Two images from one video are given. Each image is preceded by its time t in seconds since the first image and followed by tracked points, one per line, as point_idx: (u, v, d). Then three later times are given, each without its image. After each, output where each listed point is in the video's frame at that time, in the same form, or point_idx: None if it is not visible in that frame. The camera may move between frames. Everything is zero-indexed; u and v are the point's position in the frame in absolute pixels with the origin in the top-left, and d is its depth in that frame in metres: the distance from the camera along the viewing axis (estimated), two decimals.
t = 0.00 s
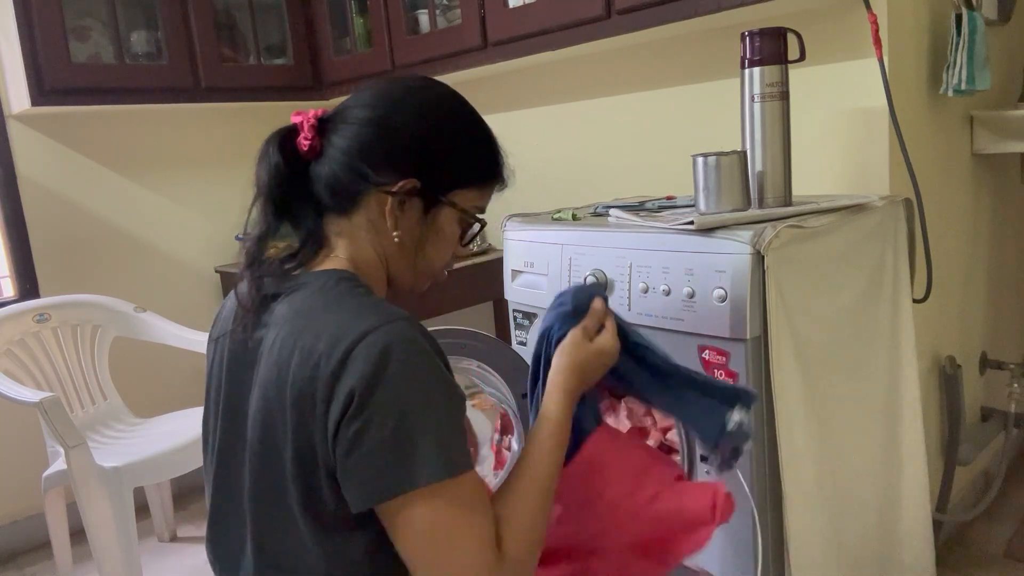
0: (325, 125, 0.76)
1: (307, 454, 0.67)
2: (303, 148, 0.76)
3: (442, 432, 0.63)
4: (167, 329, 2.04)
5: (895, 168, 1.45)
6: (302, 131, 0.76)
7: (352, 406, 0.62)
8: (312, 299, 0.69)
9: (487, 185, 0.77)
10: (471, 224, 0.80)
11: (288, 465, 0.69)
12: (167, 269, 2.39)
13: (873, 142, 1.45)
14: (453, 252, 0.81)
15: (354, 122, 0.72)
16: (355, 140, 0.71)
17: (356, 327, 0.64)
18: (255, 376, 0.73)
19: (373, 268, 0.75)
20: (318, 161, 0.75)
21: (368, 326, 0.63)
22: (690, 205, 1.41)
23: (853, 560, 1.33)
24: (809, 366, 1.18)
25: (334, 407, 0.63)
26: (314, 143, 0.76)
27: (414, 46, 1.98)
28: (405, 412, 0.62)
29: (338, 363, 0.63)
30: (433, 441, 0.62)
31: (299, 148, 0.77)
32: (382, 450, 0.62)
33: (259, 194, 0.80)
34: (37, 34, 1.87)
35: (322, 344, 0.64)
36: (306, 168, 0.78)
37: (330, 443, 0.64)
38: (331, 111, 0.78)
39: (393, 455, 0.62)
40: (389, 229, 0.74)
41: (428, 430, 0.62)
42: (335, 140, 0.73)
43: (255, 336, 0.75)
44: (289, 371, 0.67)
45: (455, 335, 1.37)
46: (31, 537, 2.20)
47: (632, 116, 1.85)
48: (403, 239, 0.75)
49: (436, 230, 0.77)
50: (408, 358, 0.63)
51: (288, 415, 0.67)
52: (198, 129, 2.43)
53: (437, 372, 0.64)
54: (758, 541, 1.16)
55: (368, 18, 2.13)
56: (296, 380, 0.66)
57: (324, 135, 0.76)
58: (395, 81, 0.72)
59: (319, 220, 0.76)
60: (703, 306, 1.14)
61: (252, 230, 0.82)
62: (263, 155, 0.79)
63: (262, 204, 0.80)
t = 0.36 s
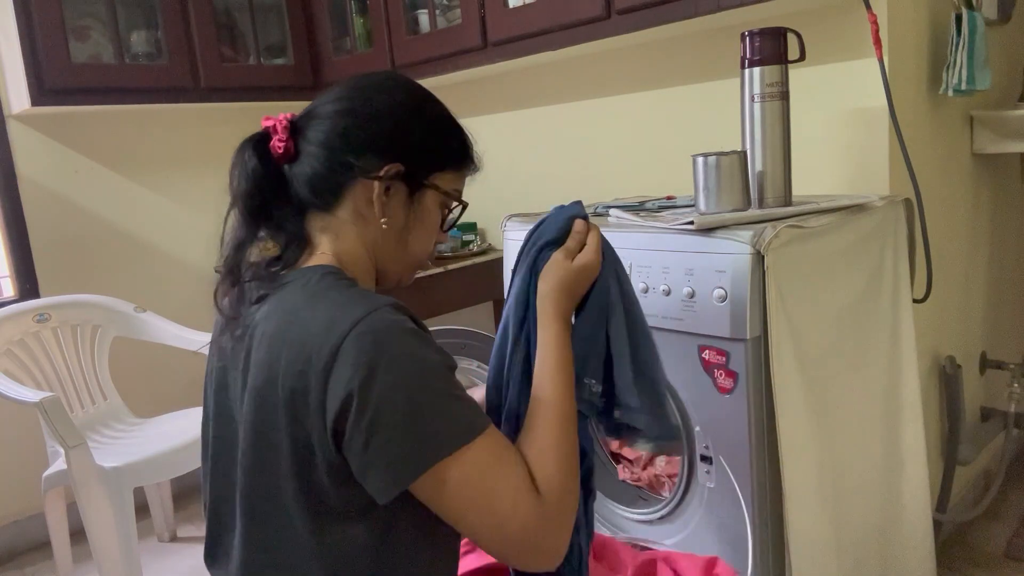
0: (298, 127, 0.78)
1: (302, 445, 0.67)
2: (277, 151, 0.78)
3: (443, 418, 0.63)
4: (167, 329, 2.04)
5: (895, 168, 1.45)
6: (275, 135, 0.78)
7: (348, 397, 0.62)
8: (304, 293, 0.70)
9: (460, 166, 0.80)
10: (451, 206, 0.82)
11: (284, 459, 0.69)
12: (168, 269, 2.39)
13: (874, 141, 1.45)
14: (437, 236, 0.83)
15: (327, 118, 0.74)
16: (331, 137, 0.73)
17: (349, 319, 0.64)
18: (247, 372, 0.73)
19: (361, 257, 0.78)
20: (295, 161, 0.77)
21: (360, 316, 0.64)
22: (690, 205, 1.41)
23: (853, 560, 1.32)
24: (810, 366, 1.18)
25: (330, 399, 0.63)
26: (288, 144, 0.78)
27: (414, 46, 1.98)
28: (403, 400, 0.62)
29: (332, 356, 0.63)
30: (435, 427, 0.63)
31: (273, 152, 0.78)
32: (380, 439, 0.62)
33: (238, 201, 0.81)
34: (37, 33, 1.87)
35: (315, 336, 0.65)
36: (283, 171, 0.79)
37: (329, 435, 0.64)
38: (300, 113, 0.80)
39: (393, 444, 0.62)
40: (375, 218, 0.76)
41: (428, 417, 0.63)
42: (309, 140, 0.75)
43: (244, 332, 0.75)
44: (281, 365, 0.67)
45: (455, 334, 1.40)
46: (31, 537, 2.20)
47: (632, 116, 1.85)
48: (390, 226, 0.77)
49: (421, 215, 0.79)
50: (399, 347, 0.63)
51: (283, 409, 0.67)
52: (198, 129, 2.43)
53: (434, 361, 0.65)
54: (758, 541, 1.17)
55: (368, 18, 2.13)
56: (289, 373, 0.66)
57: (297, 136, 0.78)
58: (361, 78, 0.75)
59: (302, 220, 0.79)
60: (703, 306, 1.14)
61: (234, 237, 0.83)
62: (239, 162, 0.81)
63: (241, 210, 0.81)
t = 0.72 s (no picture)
0: (298, 128, 0.78)
1: (305, 439, 0.67)
2: (278, 152, 0.78)
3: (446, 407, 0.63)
4: (166, 329, 2.04)
5: (895, 168, 1.45)
6: (276, 135, 0.78)
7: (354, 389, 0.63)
8: (305, 287, 0.70)
9: (458, 166, 0.81)
10: (450, 207, 0.83)
11: (286, 454, 0.69)
12: (168, 269, 2.39)
13: (874, 141, 1.45)
14: (437, 237, 0.83)
15: (328, 118, 0.75)
16: (333, 136, 0.74)
17: (353, 312, 0.65)
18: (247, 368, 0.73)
19: (363, 256, 0.77)
20: (296, 162, 0.78)
21: (361, 307, 0.65)
22: (690, 205, 1.41)
23: (853, 560, 1.32)
24: (810, 366, 1.18)
25: (336, 393, 0.64)
26: (288, 145, 0.78)
27: (414, 46, 1.98)
28: (406, 391, 0.62)
29: (337, 348, 0.64)
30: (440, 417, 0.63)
31: (274, 152, 0.78)
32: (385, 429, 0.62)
33: (237, 201, 0.82)
34: (37, 33, 1.87)
35: (316, 329, 0.65)
36: (283, 172, 0.80)
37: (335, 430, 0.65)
38: (300, 115, 0.80)
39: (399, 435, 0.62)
40: (379, 217, 0.76)
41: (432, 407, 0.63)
42: (311, 139, 0.76)
43: (246, 328, 0.75)
44: (282, 359, 0.67)
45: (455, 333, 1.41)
46: (31, 537, 2.20)
47: (632, 116, 1.85)
48: (392, 226, 0.77)
49: (423, 215, 0.79)
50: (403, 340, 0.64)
51: (285, 402, 0.67)
52: (198, 129, 2.43)
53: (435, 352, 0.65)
54: (757, 541, 1.16)
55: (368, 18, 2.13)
56: (291, 366, 0.66)
57: (298, 136, 0.78)
58: (362, 79, 0.75)
59: (303, 219, 0.79)
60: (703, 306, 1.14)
61: (235, 237, 0.83)
62: (240, 162, 0.81)
63: (240, 210, 0.81)
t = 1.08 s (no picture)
0: (291, 131, 0.78)
1: (300, 450, 0.68)
2: (272, 157, 0.78)
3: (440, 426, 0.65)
4: (166, 329, 2.04)
5: (895, 169, 1.45)
6: (269, 140, 0.78)
7: (348, 404, 0.63)
8: (303, 299, 0.71)
9: (448, 156, 0.82)
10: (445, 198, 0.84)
11: (283, 464, 0.70)
12: (168, 269, 2.39)
13: (874, 142, 1.45)
14: (434, 231, 0.84)
15: (322, 120, 0.75)
16: (330, 137, 0.74)
17: (348, 327, 0.66)
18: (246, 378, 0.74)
19: (367, 255, 0.78)
20: (292, 166, 0.77)
21: (361, 325, 0.65)
22: (690, 205, 1.41)
23: (853, 560, 1.32)
24: (810, 366, 1.18)
25: (330, 405, 0.64)
26: (283, 149, 0.77)
27: (414, 46, 1.98)
28: (401, 409, 0.64)
29: (331, 364, 0.65)
30: (434, 436, 0.64)
31: (268, 157, 0.78)
32: (382, 447, 0.63)
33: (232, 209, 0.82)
34: (37, 33, 1.87)
35: (313, 343, 0.66)
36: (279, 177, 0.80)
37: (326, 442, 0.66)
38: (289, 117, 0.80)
39: (391, 454, 0.63)
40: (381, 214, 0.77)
41: (427, 424, 0.64)
42: (307, 142, 0.75)
43: (245, 338, 0.76)
44: (281, 370, 0.68)
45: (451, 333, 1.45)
46: (31, 537, 2.20)
47: (632, 116, 1.85)
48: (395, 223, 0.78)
49: (423, 210, 0.80)
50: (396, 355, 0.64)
51: (281, 413, 0.68)
52: (198, 128, 2.43)
53: (430, 369, 0.66)
54: (757, 541, 1.16)
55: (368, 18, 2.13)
56: (289, 379, 0.67)
57: (291, 140, 0.78)
58: (352, 79, 0.76)
59: (303, 223, 0.79)
60: (703, 306, 1.14)
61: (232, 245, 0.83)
62: (235, 169, 0.81)
63: (237, 219, 0.81)
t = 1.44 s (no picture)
0: (293, 131, 0.78)
1: (301, 447, 0.68)
2: (275, 156, 0.77)
3: (437, 426, 0.65)
4: (167, 329, 2.04)
5: (895, 169, 1.45)
6: (274, 139, 0.78)
7: (348, 403, 0.64)
8: (305, 297, 0.71)
9: (445, 159, 0.83)
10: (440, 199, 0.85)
11: (285, 461, 0.70)
12: (168, 269, 2.39)
13: (874, 141, 1.45)
14: (429, 232, 0.85)
15: (326, 120, 0.75)
16: (334, 137, 0.74)
17: (348, 327, 0.65)
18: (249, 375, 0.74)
19: (370, 253, 0.78)
20: (295, 165, 0.77)
21: (361, 323, 0.65)
22: (690, 205, 1.41)
23: (852, 560, 1.33)
24: (809, 366, 1.18)
25: (330, 403, 0.64)
26: (287, 148, 0.77)
27: (414, 46, 1.98)
28: (400, 408, 0.64)
29: (332, 363, 0.65)
30: (433, 436, 0.64)
31: (270, 157, 0.78)
32: (382, 446, 0.64)
33: (234, 207, 0.81)
34: (37, 32, 1.87)
35: (313, 342, 0.66)
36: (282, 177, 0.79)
37: (326, 441, 0.66)
38: (291, 117, 0.80)
39: (389, 453, 0.64)
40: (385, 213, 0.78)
41: (425, 423, 0.65)
42: (311, 140, 0.75)
43: (248, 336, 0.76)
44: (283, 368, 0.68)
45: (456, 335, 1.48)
46: (31, 537, 2.20)
47: (632, 116, 1.85)
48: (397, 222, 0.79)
49: (422, 210, 0.81)
50: (396, 354, 0.65)
51: (283, 411, 0.68)
52: (197, 128, 2.43)
53: (430, 368, 0.67)
54: (757, 541, 1.16)
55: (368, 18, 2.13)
56: (290, 377, 0.67)
57: (294, 139, 0.78)
58: (355, 81, 0.77)
59: (306, 222, 0.78)
60: (703, 306, 1.14)
61: (233, 243, 0.83)
62: (237, 167, 0.80)
63: (240, 218, 0.81)
